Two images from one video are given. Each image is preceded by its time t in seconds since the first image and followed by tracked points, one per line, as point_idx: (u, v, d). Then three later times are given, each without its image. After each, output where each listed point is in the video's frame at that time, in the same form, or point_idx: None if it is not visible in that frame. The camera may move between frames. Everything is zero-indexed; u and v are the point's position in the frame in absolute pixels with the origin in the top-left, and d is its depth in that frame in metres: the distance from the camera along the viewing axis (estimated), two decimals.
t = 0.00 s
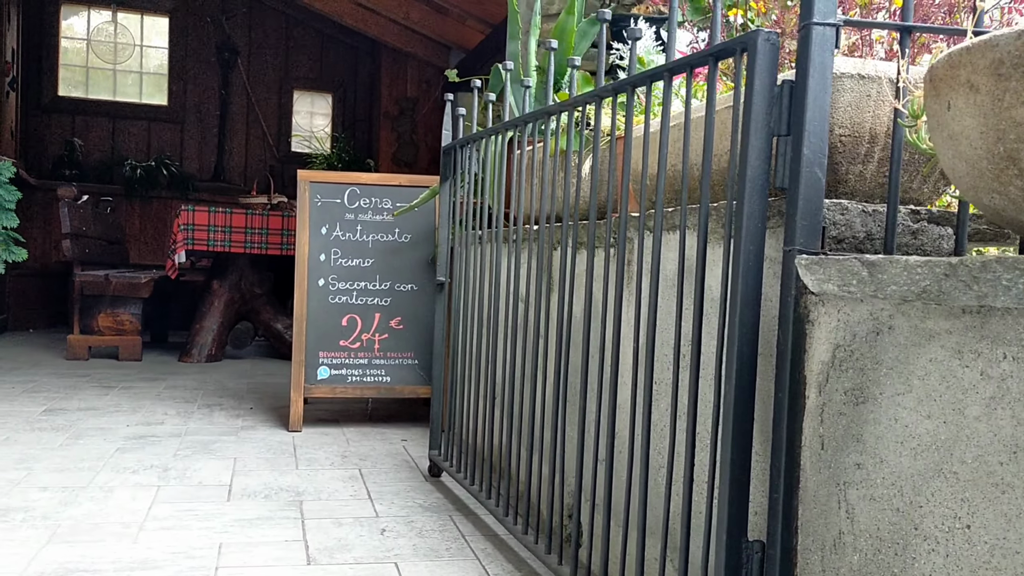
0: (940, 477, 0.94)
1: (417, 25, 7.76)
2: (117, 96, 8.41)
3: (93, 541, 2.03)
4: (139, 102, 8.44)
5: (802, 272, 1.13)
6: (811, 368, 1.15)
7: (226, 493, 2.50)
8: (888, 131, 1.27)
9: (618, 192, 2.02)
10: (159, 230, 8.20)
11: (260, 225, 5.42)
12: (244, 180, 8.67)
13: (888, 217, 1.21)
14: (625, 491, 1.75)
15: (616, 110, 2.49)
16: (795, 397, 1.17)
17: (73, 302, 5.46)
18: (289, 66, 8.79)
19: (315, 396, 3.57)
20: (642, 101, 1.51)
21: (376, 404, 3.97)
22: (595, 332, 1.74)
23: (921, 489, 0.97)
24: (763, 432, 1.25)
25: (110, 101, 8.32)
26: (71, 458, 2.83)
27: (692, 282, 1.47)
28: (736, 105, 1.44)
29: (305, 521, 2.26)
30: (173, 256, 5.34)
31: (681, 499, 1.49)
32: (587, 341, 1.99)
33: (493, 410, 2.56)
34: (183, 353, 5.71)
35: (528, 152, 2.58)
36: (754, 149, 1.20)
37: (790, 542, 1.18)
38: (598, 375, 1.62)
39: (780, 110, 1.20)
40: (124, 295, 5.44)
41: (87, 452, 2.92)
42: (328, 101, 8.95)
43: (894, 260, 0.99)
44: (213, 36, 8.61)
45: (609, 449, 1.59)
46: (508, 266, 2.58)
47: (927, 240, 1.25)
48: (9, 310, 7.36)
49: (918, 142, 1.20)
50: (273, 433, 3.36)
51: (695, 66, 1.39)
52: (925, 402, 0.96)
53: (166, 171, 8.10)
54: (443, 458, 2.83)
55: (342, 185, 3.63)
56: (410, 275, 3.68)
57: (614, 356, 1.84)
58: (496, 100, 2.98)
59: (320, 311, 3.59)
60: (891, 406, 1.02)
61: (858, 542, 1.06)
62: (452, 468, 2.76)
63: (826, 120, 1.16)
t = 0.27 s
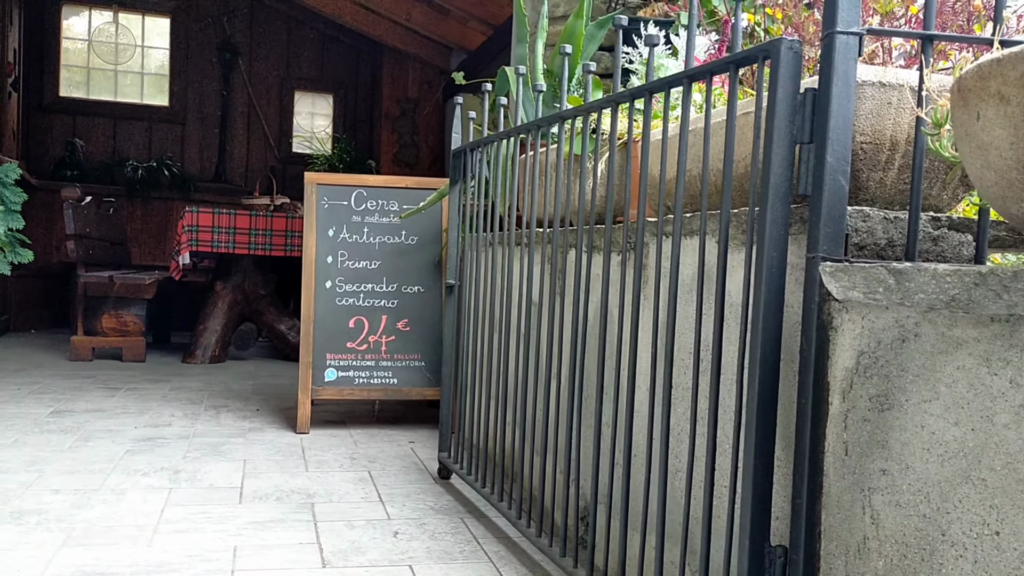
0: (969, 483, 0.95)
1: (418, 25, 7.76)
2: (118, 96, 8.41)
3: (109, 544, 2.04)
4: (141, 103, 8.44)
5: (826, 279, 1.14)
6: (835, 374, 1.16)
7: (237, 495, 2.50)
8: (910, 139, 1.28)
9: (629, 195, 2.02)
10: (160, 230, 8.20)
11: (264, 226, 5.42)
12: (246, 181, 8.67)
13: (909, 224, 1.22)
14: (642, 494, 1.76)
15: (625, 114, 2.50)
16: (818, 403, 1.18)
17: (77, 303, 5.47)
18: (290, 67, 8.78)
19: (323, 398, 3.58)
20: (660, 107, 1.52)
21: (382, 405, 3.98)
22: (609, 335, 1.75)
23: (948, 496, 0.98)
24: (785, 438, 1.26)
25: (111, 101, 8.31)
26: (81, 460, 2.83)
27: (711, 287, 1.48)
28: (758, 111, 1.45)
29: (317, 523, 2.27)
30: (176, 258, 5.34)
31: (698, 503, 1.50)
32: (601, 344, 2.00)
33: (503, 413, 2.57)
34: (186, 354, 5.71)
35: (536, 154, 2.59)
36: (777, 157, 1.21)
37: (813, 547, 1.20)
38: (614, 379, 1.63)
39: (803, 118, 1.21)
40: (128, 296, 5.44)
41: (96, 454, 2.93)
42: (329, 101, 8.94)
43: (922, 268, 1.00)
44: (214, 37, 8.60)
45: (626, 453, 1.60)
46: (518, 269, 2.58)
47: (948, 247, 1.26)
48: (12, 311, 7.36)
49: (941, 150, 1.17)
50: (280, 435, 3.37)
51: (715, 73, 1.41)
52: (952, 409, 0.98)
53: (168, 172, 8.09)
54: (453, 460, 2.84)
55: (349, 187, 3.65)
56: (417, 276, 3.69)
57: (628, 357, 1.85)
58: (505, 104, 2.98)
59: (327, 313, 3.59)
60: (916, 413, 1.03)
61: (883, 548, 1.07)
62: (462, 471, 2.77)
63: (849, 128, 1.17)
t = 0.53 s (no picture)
0: (996, 487, 0.95)
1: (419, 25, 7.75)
2: (118, 96, 8.40)
3: (120, 546, 2.03)
4: (141, 103, 8.42)
5: (850, 283, 1.15)
6: (858, 377, 1.16)
7: (246, 497, 2.50)
8: (930, 142, 1.28)
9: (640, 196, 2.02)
10: (160, 230, 8.18)
11: (267, 227, 5.42)
12: (246, 181, 8.66)
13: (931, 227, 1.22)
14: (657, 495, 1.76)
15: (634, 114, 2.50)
16: (841, 407, 1.18)
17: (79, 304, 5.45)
18: (290, 67, 8.77)
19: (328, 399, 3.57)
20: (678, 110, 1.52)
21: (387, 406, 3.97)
22: (623, 337, 1.75)
23: (975, 499, 0.98)
24: (807, 441, 1.26)
25: (111, 101, 8.30)
26: (88, 461, 2.83)
27: (730, 290, 1.49)
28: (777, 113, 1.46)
29: (327, 524, 2.27)
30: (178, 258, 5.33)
31: (716, 505, 1.50)
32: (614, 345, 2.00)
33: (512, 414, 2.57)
34: (188, 354, 5.70)
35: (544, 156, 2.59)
36: (799, 160, 1.21)
37: (835, 549, 1.20)
38: (630, 382, 1.63)
39: (825, 121, 1.21)
40: (130, 296, 5.43)
41: (103, 455, 2.92)
42: (329, 101, 8.93)
43: (948, 272, 1.00)
44: (215, 37, 8.59)
45: (642, 455, 1.60)
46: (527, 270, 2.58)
47: (968, 250, 1.26)
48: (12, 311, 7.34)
49: (964, 154, 1.16)
50: (286, 436, 3.36)
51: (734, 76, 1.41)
52: (979, 412, 0.98)
53: (168, 172, 8.08)
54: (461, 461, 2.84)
55: (354, 188, 3.65)
56: (422, 277, 3.69)
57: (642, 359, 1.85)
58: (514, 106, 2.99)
59: (333, 314, 3.59)
60: (942, 416, 1.03)
61: (908, 551, 1.07)
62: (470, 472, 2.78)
63: (872, 131, 1.17)
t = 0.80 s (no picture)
0: (1011, 491, 0.95)
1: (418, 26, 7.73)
2: (116, 96, 8.37)
3: (124, 548, 2.03)
4: (139, 102, 8.41)
5: (862, 286, 1.14)
6: (870, 380, 1.16)
7: (249, 499, 2.49)
8: (941, 145, 1.28)
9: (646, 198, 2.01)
10: (158, 230, 8.17)
11: (266, 227, 5.41)
12: (245, 181, 8.64)
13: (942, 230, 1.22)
14: (664, 498, 1.75)
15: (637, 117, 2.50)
16: (852, 410, 1.18)
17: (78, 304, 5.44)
18: (288, 67, 8.76)
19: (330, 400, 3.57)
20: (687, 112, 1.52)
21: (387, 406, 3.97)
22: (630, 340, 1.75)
23: (990, 504, 0.98)
24: (819, 445, 1.26)
25: (109, 101, 8.28)
26: (90, 463, 2.82)
27: (739, 292, 1.48)
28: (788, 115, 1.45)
29: (331, 527, 2.27)
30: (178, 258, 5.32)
31: (725, 508, 1.50)
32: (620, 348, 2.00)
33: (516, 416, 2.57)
34: (188, 355, 5.69)
35: (547, 157, 2.59)
36: (811, 162, 1.21)
37: (846, 554, 1.19)
38: (638, 385, 1.63)
39: (837, 124, 1.21)
40: (129, 297, 5.41)
41: (105, 456, 2.92)
42: (328, 101, 8.91)
43: (963, 276, 1.00)
44: (213, 36, 8.57)
45: (650, 458, 1.60)
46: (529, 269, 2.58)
47: (978, 254, 1.26)
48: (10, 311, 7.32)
49: (975, 158, 1.18)
50: (288, 437, 3.36)
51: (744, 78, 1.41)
52: (994, 417, 0.97)
53: (166, 172, 8.06)
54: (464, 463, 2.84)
55: (356, 188, 3.65)
56: (424, 278, 3.68)
57: (648, 361, 1.84)
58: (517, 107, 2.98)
59: (334, 314, 3.58)
60: (956, 420, 1.03)
61: (921, 555, 1.07)
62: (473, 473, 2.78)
63: (884, 135, 1.17)
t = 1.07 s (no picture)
0: None
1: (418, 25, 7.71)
2: (114, 95, 8.35)
3: (129, 550, 2.01)
4: (137, 102, 8.38)
5: (879, 287, 1.13)
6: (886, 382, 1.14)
7: (253, 500, 2.48)
8: (956, 144, 1.27)
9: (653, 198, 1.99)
10: (157, 230, 8.14)
11: (267, 227, 5.39)
12: (243, 180, 8.62)
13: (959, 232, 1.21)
14: (674, 500, 1.74)
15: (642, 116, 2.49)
16: (868, 412, 1.16)
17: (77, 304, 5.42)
18: (287, 66, 8.74)
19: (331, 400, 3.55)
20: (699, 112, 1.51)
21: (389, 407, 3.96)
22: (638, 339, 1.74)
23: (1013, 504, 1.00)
24: (835, 446, 1.25)
25: (107, 100, 8.25)
26: (92, 464, 2.81)
27: (751, 292, 1.47)
28: (803, 114, 1.44)
29: (336, 528, 2.25)
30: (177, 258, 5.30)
31: (736, 509, 1.50)
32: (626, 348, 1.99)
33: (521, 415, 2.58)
34: (187, 355, 5.67)
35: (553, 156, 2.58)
36: (826, 163, 1.20)
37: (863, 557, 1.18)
38: (647, 386, 1.62)
39: (853, 123, 1.20)
40: (128, 297, 5.40)
41: (106, 457, 2.90)
42: (327, 100, 8.89)
43: (984, 277, 1.02)
44: (211, 36, 8.55)
45: (659, 460, 1.59)
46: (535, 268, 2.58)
47: (994, 254, 1.25)
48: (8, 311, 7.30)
49: (992, 157, 1.20)
50: (290, 438, 3.35)
51: (756, 78, 1.40)
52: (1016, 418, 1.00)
53: (165, 171, 8.04)
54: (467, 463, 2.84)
55: (358, 188, 3.63)
56: (426, 278, 3.67)
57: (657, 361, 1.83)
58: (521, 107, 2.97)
59: (336, 315, 3.57)
60: (977, 423, 1.03)
61: (940, 558, 1.07)
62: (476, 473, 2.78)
63: (900, 135, 1.16)
